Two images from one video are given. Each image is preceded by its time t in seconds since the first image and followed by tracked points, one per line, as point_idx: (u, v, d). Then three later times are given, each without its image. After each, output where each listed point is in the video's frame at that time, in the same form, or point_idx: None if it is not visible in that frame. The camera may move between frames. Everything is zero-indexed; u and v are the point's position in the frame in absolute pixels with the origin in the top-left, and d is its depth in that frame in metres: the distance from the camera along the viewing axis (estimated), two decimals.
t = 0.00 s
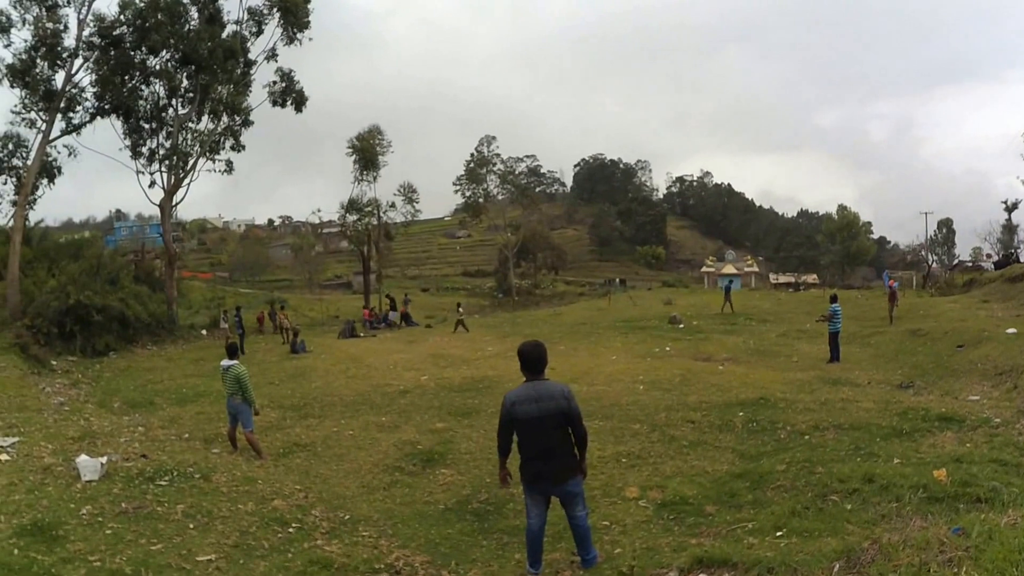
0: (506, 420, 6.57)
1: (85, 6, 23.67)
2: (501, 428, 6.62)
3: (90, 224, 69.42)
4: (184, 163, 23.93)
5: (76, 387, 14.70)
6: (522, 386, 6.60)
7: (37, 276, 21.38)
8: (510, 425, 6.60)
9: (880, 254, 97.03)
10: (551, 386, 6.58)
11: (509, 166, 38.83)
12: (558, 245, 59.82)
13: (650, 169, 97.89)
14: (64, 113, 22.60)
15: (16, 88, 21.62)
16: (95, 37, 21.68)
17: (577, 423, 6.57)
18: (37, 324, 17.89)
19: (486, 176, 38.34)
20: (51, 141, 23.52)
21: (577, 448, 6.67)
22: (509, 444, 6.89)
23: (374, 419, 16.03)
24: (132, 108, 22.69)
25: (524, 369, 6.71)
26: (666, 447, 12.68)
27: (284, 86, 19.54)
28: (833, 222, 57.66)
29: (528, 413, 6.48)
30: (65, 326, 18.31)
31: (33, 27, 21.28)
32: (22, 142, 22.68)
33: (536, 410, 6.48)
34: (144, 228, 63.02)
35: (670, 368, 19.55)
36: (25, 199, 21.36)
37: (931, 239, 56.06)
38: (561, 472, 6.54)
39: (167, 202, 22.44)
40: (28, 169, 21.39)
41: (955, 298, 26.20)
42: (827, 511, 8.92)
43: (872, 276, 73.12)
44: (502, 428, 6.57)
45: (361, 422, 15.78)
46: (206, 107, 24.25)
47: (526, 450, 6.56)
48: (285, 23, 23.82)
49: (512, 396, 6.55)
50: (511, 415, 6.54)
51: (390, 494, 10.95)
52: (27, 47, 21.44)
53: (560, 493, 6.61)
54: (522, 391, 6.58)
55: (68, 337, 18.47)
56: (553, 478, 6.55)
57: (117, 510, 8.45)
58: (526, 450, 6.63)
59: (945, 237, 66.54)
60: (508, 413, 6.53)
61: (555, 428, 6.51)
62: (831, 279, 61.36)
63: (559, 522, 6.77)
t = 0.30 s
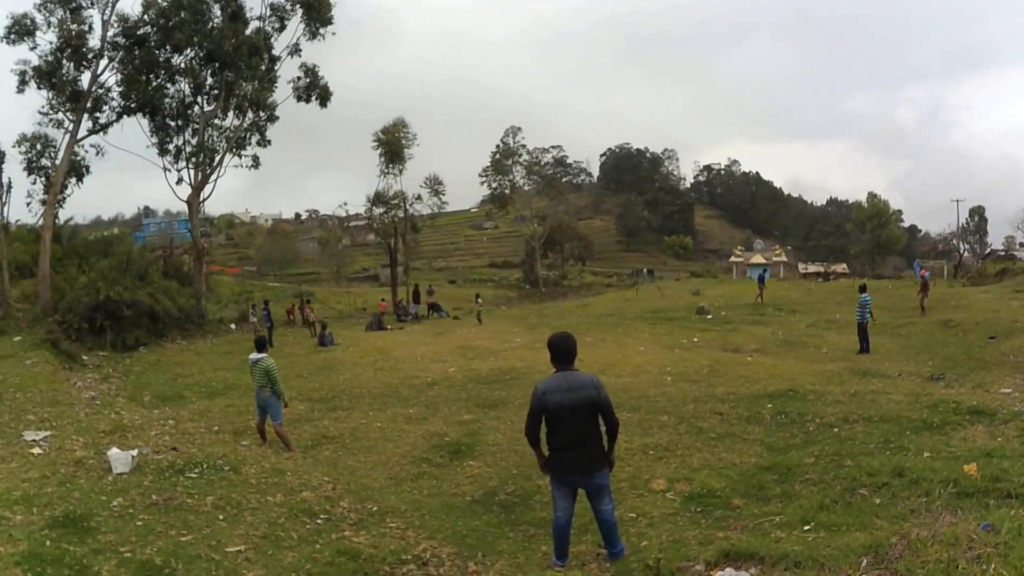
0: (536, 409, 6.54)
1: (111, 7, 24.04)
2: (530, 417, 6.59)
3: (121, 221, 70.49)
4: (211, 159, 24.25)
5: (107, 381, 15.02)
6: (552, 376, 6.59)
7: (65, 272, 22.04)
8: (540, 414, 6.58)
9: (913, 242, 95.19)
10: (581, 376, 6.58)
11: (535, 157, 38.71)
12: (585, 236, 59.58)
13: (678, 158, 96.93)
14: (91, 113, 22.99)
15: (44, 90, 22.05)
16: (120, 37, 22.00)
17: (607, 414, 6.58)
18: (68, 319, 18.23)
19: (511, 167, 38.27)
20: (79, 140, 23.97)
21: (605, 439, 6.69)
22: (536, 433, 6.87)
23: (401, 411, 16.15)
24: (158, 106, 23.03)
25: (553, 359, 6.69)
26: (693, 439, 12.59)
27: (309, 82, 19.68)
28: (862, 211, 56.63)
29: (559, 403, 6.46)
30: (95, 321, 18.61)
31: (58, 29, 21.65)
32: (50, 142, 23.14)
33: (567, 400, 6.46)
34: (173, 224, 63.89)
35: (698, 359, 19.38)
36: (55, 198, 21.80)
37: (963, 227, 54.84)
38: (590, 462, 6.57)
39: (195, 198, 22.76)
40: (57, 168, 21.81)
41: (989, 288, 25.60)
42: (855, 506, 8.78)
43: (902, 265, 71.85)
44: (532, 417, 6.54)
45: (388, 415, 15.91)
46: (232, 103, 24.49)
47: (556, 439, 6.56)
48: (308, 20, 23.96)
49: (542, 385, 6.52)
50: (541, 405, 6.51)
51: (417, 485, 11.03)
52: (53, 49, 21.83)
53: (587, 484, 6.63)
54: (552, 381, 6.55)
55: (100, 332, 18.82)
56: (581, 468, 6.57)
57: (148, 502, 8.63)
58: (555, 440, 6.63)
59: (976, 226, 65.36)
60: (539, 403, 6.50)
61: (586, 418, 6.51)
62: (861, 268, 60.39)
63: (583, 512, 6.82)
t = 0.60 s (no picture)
0: (564, 399, 6.53)
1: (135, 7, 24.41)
2: (558, 407, 6.58)
3: (149, 218, 71.62)
4: (236, 156, 24.55)
5: (135, 376, 15.33)
6: (581, 367, 6.57)
7: (93, 269, 22.57)
8: (568, 404, 6.57)
9: (944, 231, 93.30)
10: (610, 367, 6.57)
11: (559, 149, 38.57)
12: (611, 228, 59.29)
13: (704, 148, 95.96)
14: (116, 112, 23.38)
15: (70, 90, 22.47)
16: (143, 37, 22.33)
17: (636, 406, 6.57)
18: (95, 315, 18.49)
19: (536, 160, 38.18)
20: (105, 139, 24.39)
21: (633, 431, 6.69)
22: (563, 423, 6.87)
23: (428, 404, 16.25)
24: (182, 104, 23.35)
25: (581, 350, 6.68)
26: (720, 432, 12.49)
27: (332, 77, 19.82)
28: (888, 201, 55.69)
29: (588, 393, 6.45)
30: (123, 317, 18.95)
31: (82, 30, 22.03)
32: (76, 142, 23.58)
33: (596, 391, 6.45)
34: (199, 221, 64.70)
35: (724, 351, 19.19)
36: (82, 196, 22.23)
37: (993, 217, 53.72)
38: (618, 453, 6.56)
39: (220, 195, 23.06)
40: (83, 167, 22.22)
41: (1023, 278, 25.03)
42: (882, 499, 8.66)
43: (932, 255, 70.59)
44: (560, 406, 6.54)
45: (414, 408, 16.01)
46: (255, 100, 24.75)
47: (584, 430, 6.56)
48: (330, 15, 24.11)
49: (571, 376, 6.51)
50: (569, 395, 6.50)
51: (444, 478, 11.10)
52: (78, 50, 22.23)
53: (614, 475, 6.62)
54: (581, 372, 6.54)
55: (128, 328, 19.14)
56: (608, 459, 6.57)
57: (177, 496, 8.79)
58: (583, 431, 6.62)
59: (1007, 214, 63.99)
60: (567, 393, 6.49)
61: (615, 409, 6.50)
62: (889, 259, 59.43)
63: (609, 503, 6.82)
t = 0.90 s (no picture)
0: (585, 393, 6.54)
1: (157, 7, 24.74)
2: (580, 401, 6.59)
3: (176, 216, 72.60)
4: (258, 152, 24.81)
5: (160, 372, 15.59)
6: (604, 361, 6.57)
7: (119, 267, 22.97)
8: (590, 398, 6.57)
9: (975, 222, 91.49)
10: (633, 361, 6.55)
11: (581, 142, 38.41)
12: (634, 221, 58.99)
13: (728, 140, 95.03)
14: (138, 111, 23.70)
15: (93, 90, 22.85)
16: (163, 36, 22.62)
17: (659, 399, 6.55)
18: (122, 313, 18.91)
19: (558, 153, 38.08)
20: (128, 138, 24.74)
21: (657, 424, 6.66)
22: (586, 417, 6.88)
23: (452, 398, 16.32)
24: (204, 102, 23.64)
25: (604, 344, 6.68)
26: (744, 426, 12.40)
27: (353, 73, 19.92)
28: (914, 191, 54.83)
29: (610, 386, 6.45)
30: (148, 314, 19.24)
31: (104, 30, 22.37)
32: (99, 141, 23.96)
33: (617, 384, 6.45)
34: (224, 217, 65.46)
35: (749, 344, 19.00)
36: (106, 195, 22.60)
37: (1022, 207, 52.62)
38: (641, 447, 6.55)
39: (243, 191, 23.32)
40: (107, 166, 22.58)
41: None
42: (906, 494, 8.54)
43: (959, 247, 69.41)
44: (582, 399, 6.55)
45: (438, 401, 16.10)
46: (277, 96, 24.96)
47: (607, 424, 6.56)
48: (351, 11, 24.24)
49: (593, 370, 6.52)
50: (591, 388, 6.51)
51: (468, 471, 11.16)
52: (100, 50, 22.57)
53: (637, 469, 6.62)
54: (603, 366, 6.54)
55: (153, 324, 19.45)
56: (631, 453, 6.56)
57: (202, 489, 8.94)
58: (606, 425, 6.62)
59: None
60: (590, 386, 6.50)
61: (637, 402, 6.49)
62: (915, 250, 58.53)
63: (632, 497, 6.82)
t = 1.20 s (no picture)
0: (605, 387, 6.52)
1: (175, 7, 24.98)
2: (600, 396, 6.57)
3: (198, 213, 73.34)
4: (278, 149, 25.00)
5: (182, 367, 15.80)
6: (623, 354, 6.55)
7: (140, 264, 23.29)
8: (610, 392, 6.55)
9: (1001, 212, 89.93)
10: (652, 354, 6.52)
11: (600, 135, 38.25)
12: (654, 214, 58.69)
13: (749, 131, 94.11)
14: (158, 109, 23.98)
15: (112, 90, 23.15)
16: (181, 35, 22.85)
17: (680, 393, 6.53)
18: (143, 310, 19.17)
19: (577, 147, 37.95)
20: (148, 136, 25.04)
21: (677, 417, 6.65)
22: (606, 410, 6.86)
23: (472, 392, 16.38)
24: (223, 100, 23.86)
25: (623, 338, 6.65)
26: (765, 420, 12.31)
27: (371, 68, 20.00)
28: (936, 182, 54.08)
29: (630, 381, 6.43)
30: (169, 310, 19.49)
31: (122, 30, 22.65)
32: (119, 140, 24.27)
33: (638, 378, 6.43)
34: (244, 214, 66.03)
35: (770, 337, 18.84)
36: (127, 193, 22.90)
37: None
38: (661, 441, 6.55)
39: (263, 188, 23.53)
40: (127, 164, 22.87)
41: None
42: (929, 489, 8.44)
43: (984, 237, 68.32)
44: (601, 394, 6.54)
45: (459, 396, 16.17)
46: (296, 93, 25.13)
47: (627, 417, 6.56)
48: (368, 8, 24.30)
49: (613, 364, 6.50)
50: (610, 382, 6.49)
51: (489, 465, 11.20)
52: (118, 50, 22.86)
53: (657, 463, 6.63)
54: (622, 360, 6.51)
55: (175, 320, 19.70)
56: (652, 446, 6.56)
57: (225, 484, 9.06)
58: (626, 418, 6.61)
59: None
60: (610, 380, 6.47)
61: (658, 396, 6.48)
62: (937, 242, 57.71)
63: (652, 489, 6.84)
